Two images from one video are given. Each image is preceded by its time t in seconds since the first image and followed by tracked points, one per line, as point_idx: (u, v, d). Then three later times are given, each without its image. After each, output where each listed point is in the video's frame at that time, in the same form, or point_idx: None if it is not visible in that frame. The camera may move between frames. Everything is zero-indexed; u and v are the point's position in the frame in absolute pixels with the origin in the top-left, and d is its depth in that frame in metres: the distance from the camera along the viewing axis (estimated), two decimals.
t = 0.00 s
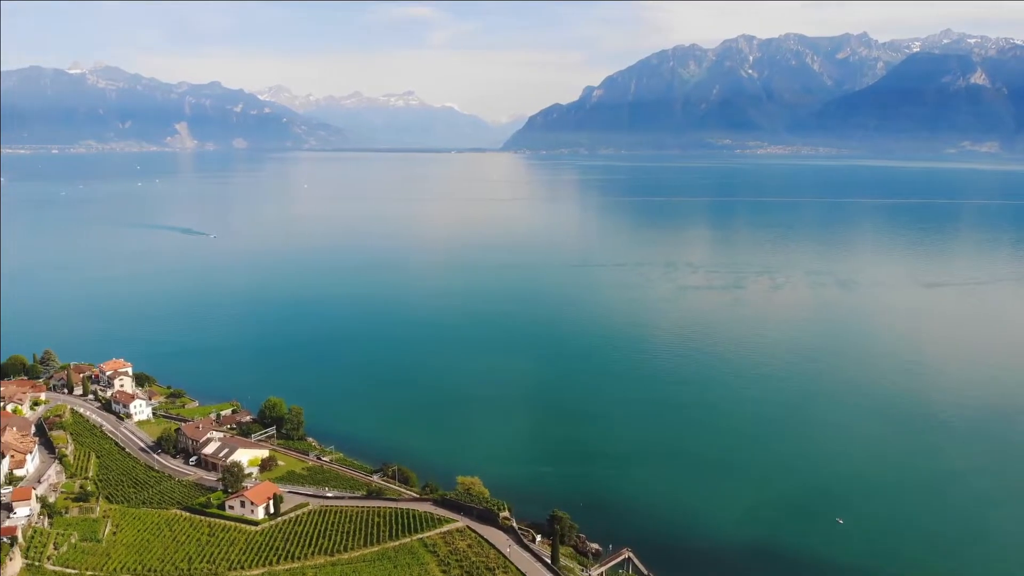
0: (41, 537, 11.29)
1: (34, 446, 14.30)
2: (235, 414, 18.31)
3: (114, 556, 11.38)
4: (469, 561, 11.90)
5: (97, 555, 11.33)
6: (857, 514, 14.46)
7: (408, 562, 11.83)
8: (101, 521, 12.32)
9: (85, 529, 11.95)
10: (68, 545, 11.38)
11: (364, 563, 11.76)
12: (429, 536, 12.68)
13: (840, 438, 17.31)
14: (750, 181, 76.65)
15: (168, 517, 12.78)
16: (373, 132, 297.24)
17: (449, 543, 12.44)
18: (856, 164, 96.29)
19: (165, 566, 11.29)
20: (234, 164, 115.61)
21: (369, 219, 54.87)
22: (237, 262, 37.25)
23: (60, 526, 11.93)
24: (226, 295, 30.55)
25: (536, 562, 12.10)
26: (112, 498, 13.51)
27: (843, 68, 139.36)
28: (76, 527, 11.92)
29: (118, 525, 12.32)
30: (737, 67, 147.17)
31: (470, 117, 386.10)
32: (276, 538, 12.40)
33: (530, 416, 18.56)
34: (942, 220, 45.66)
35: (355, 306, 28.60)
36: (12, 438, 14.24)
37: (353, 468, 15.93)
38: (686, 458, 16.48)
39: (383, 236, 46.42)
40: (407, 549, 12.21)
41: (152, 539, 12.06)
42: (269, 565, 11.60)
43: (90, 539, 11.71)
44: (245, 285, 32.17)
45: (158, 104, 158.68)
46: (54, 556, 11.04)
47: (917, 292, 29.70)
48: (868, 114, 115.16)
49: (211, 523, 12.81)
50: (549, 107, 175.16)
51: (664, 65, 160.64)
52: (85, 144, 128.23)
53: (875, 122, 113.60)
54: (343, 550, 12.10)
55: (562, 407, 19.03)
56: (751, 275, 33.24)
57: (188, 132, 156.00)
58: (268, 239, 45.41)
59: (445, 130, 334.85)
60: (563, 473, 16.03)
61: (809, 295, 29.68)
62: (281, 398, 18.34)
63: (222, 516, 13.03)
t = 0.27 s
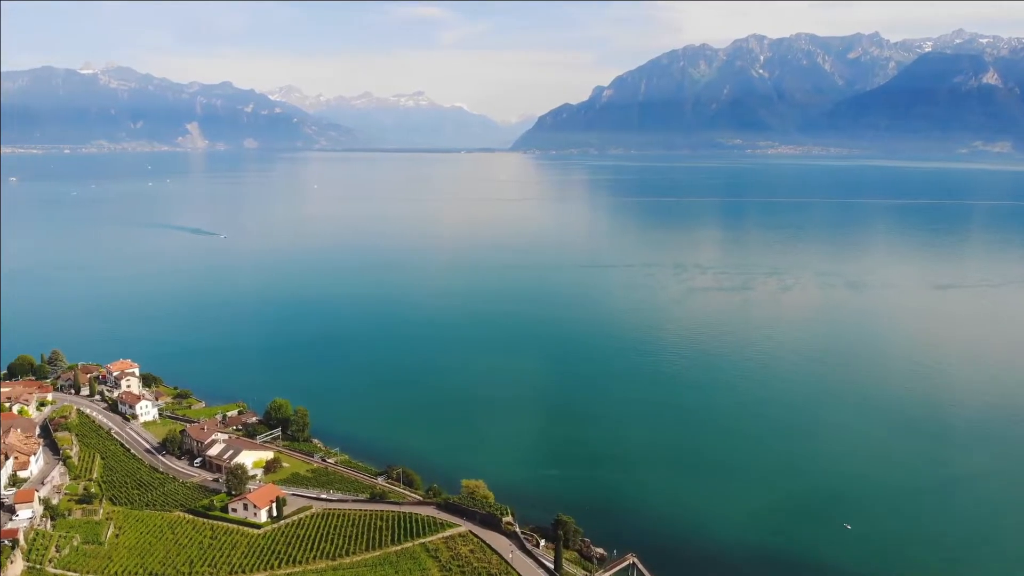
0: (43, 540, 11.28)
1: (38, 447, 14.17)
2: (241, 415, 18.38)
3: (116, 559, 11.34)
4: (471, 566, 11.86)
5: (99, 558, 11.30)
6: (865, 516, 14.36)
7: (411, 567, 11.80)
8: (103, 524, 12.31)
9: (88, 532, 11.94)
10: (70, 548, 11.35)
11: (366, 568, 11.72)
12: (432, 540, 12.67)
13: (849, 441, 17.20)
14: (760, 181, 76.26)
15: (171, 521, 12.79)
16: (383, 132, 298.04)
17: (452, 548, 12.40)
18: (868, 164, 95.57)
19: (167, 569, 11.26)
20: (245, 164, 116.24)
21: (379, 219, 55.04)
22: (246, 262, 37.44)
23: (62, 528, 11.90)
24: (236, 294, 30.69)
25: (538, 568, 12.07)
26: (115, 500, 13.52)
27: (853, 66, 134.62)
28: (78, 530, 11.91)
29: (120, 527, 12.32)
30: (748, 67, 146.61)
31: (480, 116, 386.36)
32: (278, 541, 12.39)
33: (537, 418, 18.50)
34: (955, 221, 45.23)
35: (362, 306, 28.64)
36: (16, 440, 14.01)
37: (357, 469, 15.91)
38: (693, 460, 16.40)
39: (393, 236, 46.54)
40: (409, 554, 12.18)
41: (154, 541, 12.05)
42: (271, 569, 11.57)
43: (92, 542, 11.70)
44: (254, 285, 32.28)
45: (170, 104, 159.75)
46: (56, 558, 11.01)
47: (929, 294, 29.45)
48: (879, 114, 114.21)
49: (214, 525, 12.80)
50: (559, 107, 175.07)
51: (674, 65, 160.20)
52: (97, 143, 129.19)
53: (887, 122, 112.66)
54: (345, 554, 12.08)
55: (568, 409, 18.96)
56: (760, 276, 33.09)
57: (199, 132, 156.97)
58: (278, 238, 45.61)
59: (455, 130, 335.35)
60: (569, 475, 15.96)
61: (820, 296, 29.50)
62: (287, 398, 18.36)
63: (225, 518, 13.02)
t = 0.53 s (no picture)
0: (46, 543, 11.17)
1: (44, 449, 14.01)
2: (249, 416, 18.49)
3: (119, 563, 11.31)
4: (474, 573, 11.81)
5: (102, 561, 11.25)
6: (876, 524, 14.18)
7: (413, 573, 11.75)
8: (106, 527, 12.26)
9: (91, 535, 11.87)
10: (72, 552, 11.23)
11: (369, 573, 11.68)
12: (435, 546, 12.63)
13: (861, 446, 17.01)
14: (774, 182, 75.70)
15: (176, 524, 12.80)
16: (396, 132, 299.08)
17: (454, 554, 12.36)
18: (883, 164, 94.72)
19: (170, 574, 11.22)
20: (258, 163, 117.00)
21: (391, 219, 55.22)
22: (258, 262, 37.68)
23: (65, 531, 11.77)
24: (247, 294, 30.88)
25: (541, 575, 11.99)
26: (120, 503, 13.55)
27: (868, 68, 134.16)
28: (82, 533, 11.84)
29: (123, 531, 12.30)
30: (762, 67, 145.82)
31: (492, 116, 386.52)
32: (282, 545, 12.38)
33: (545, 422, 18.39)
34: (971, 222, 44.75)
35: (373, 307, 28.66)
36: (21, 442, 13.87)
37: (363, 472, 15.91)
38: (701, 466, 16.26)
39: (405, 236, 46.72)
40: (412, 560, 12.13)
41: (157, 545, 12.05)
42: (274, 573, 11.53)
43: (95, 545, 11.65)
44: (265, 285, 32.41)
45: (185, 105, 161.17)
46: (58, 562, 10.90)
47: (944, 296, 29.15)
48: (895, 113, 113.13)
49: (218, 529, 12.81)
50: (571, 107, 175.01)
51: (687, 65, 159.67)
52: (112, 143, 130.46)
53: (902, 121, 111.46)
54: (348, 559, 12.03)
55: (576, 412, 18.84)
56: (772, 278, 32.90)
57: (213, 132, 158.17)
58: (290, 238, 45.87)
59: (467, 130, 335.84)
60: (575, 480, 15.84)
61: (833, 298, 29.29)
62: (294, 401, 18.40)
63: (229, 522, 13.04)
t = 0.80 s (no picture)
0: (48, 546, 11.34)
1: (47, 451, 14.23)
2: (255, 417, 18.55)
3: (120, 567, 11.42)
4: None
5: (103, 565, 11.38)
6: (885, 528, 14.03)
7: None
8: (108, 530, 12.35)
9: (93, 538, 12.00)
10: (73, 555, 11.40)
11: None
12: (437, 551, 12.59)
13: (874, 449, 16.80)
14: (785, 182, 75.21)
15: (179, 527, 12.84)
16: (405, 132, 299.62)
17: (456, 560, 12.31)
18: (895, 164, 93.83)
19: None
20: (268, 163, 117.43)
21: (399, 219, 55.26)
22: (268, 262, 37.84)
23: (67, 533, 11.93)
24: (256, 294, 31.02)
25: None
26: (124, 504, 13.63)
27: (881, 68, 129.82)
28: (84, 535, 11.98)
29: (126, 534, 12.38)
30: (773, 67, 144.91)
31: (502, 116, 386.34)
32: (284, 549, 12.37)
33: (552, 424, 18.28)
34: (984, 223, 44.20)
35: (380, 308, 28.64)
36: (25, 443, 13.83)
37: (368, 475, 15.92)
38: (709, 468, 16.14)
39: (414, 237, 46.79)
40: (414, 566, 12.09)
41: (159, 548, 12.12)
42: None
43: (97, 548, 11.80)
44: (273, 286, 32.48)
45: (196, 105, 162.10)
46: (59, 565, 11.08)
47: (956, 298, 28.85)
48: (906, 113, 111.94)
49: (221, 532, 12.83)
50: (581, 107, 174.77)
51: (698, 65, 159.03)
52: (124, 143, 131.39)
53: (914, 121, 110.16)
54: (350, 563, 12.01)
55: (583, 414, 18.77)
56: (781, 279, 32.71)
57: (225, 132, 159.02)
58: (299, 238, 46.03)
59: (476, 130, 335.96)
60: (580, 483, 15.74)
61: (843, 300, 29.10)
62: (300, 402, 18.42)
63: (232, 525, 13.05)
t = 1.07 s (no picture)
0: (50, 549, 11.45)
1: (52, 452, 14.34)
2: (262, 418, 18.62)
3: (122, 570, 11.49)
4: None
5: (105, 568, 11.45)
6: (899, 536, 13.85)
7: None
8: (112, 533, 12.47)
9: (96, 540, 12.09)
10: (76, 558, 11.48)
11: None
12: (440, 558, 12.48)
13: (888, 454, 16.57)
14: (799, 183, 74.57)
15: (182, 530, 12.82)
16: (418, 132, 300.59)
17: (459, 567, 12.19)
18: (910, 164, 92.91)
19: None
20: (281, 163, 118.21)
21: (411, 219, 55.44)
22: (280, 262, 38.08)
23: (71, 536, 12.03)
24: (267, 294, 31.19)
25: None
26: (128, 507, 13.73)
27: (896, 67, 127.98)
28: (87, 538, 12.07)
29: (128, 537, 12.47)
30: (786, 66, 143.96)
31: (514, 116, 386.23)
32: (286, 554, 12.31)
33: (563, 427, 18.15)
34: (1001, 225, 43.63)
35: (390, 308, 28.64)
36: (30, 445, 14.16)
37: (373, 478, 15.86)
38: (720, 474, 15.96)
39: (425, 237, 46.94)
40: (416, 572, 11.98)
41: (161, 552, 12.16)
42: None
43: (99, 551, 11.87)
44: (284, 286, 32.64)
45: (211, 104, 163.48)
46: (61, 568, 11.15)
47: (971, 301, 28.49)
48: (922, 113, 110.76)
49: (224, 536, 12.80)
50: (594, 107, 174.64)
51: (711, 65, 158.41)
52: (139, 143, 132.68)
53: (929, 120, 108.91)
54: (352, 568, 11.92)
55: (591, 417, 18.64)
56: (793, 281, 32.49)
57: (239, 131, 160.12)
58: (311, 238, 46.28)
59: (488, 130, 336.32)
60: (589, 487, 15.62)
61: (856, 302, 28.86)
62: (307, 403, 18.43)
63: (235, 529, 13.01)
